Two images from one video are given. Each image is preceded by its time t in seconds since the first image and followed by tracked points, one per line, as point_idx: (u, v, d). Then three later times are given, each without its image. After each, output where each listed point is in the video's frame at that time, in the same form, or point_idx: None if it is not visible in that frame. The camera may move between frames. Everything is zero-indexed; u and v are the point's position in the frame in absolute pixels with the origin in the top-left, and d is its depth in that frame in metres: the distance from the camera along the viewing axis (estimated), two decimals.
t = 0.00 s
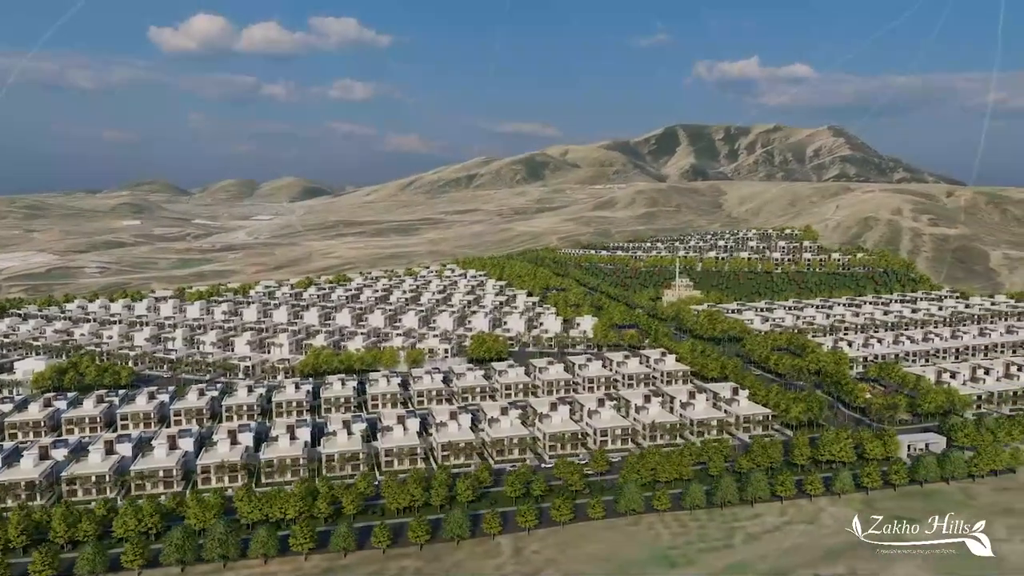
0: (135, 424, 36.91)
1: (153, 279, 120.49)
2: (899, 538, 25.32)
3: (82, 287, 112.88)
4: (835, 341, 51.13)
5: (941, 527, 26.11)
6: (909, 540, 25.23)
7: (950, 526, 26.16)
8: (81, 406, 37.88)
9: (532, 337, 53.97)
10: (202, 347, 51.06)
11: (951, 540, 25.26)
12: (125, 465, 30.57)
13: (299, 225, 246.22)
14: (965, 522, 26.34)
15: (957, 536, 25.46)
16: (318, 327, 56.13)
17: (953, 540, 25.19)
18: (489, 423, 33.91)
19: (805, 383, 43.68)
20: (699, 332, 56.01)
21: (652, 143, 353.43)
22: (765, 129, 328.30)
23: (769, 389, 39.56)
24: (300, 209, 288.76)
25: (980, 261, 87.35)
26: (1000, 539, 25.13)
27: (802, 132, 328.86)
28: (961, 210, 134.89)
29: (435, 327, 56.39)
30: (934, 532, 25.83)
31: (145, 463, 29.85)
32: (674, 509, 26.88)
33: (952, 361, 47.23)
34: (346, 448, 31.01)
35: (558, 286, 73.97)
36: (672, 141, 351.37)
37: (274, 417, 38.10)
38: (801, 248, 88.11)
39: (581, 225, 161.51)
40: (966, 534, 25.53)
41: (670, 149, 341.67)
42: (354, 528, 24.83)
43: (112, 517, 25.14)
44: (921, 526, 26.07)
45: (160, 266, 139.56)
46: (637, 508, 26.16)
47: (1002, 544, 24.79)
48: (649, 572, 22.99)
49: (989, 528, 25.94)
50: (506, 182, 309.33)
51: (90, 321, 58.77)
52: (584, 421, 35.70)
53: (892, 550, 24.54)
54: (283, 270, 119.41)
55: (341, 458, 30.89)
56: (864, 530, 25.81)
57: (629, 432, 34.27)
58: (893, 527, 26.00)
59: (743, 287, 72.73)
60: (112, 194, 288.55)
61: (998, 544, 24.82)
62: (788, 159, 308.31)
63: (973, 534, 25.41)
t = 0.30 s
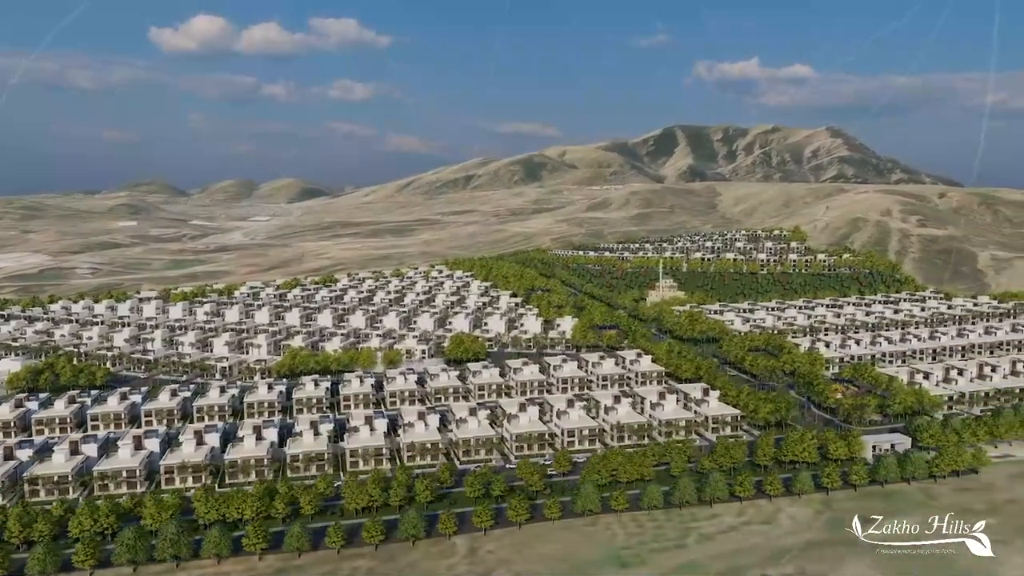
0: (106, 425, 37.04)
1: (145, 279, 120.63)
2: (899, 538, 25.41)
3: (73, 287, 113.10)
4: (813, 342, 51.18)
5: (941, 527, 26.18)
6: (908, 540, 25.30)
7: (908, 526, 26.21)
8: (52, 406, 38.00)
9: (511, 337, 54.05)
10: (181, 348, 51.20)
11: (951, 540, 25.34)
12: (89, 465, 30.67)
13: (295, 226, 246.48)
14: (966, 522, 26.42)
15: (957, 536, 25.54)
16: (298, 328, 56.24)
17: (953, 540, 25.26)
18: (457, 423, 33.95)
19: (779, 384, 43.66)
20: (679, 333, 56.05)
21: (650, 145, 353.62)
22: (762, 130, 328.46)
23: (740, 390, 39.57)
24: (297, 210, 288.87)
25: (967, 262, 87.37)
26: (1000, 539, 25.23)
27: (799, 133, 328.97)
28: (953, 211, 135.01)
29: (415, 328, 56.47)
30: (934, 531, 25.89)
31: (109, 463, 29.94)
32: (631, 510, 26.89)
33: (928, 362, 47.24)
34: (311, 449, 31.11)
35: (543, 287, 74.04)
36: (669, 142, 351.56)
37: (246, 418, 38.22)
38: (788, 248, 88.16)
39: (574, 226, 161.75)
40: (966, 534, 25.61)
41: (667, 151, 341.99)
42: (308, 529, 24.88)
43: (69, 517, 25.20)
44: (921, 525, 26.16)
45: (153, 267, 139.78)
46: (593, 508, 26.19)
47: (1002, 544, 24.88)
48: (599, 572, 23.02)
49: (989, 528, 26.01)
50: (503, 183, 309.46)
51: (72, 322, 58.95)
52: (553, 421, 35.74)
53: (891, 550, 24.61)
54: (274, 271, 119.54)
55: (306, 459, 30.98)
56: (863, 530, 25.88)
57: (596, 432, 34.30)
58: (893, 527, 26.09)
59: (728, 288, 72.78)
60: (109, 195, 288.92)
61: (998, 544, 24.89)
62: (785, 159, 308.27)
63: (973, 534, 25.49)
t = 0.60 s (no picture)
0: (77, 425, 37.13)
1: (136, 280, 120.67)
2: (900, 539, 25.57)
3: (64, 288, 113.14)
4: (791, 343, 51.22)
5: (941, 527, 26.35)
6: (908, 540, 25.49)
7: (865, 527, 26.27)
8: (24, 407, 38.10)
9: (491, 338, 54.09)
10: (160, 349, 51.26)
11: (951, 540, 25.53)
12: (54, 465, 30.76)
13: (292, 227, 246.65)
14: (966, 522, 26.59)
15: (957, 536, 25.72)
16: (279, 328, 56.29)
17: (953, 540, 25.45)
18: (425, 424, 33.98)
19: (753, 385, 43.64)
20: (659, 334, 56.08)
21: (647, 146, 353.77)
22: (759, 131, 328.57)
23: (711, 390, 39.60)
24: (293, 211, 288.89)
25: (955, 264, 87.45)
26: (1000, 539, 25.43)
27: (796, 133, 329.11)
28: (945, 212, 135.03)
29: (396, 328, 56.52)
30: (934, 532, 26.07)
31: (73, 463, 30.01)
32: (590, 510, 26.93)
33: (904, 363, 47.26)
34: (276, 449, 31.19)
35: (528, 287, 74.05)
36: (667, 143, 351.69)
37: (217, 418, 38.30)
38: (775, 249, 88.16)
39: (567, 226, 161.80)
40: (966, 534, 25.80)
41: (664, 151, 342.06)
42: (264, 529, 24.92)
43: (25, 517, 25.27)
44: (921, 526, 26.32)
45: (146, 268, 139.93)
46: (550, 508, 26.25)
47: (1001, 544, 25.09)
48: (551, 572, 23.07)
49: (988, 528, 26.21)
50: (500, 184, 309.56)
51: (53, 323, 59.06)
52: (522, 422, 35.79)
53: (892, 551, 24.77)
54: (265, 272, 119.61)
55: (271, 459, 31.06)
56: (863, 530, 26.04)
57: (564, 433, 34.33)
58: (893, 527, 26.24)
59: (713, 289, 72.81)
60: (107, 196, 289.27)
61: (998, 545, 25.11)
62: (783, 161, 308.40)
63: (973, 535, 25.68)
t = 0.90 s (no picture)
0: (48, 425, 37.22)
1: (128, 281, 120.79)
2: (900, 538, 25.65)
3: (54, 288, 113.16)
4: (768, 343, 51.25)
5: (941, 527, 26.44)
6: (906, 540, 25.59)
7: (821, 527, 26.40)
8: None
9: (470, 338, 54.12)
10: (139, 349, 51.32)
11: (951, 540, 25.62)
12: (19, 465, 30.84)
13: (288, 228, 246.72)
14: (965, 521, 26.66)
15: (957, 536, 25.83)
16: (260, 329, 56.36)
17: (953, 540, 25.55)
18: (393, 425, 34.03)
19: (728, 385, 43.64)
20: (639, 335, 56.10)
21: (644, 147, 353.81)
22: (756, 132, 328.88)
23: (683, 391, 39.57)
24: (290, 212, 288.99)
25: (942, 265, 87.63)
26: (1000, 539, 25.52)
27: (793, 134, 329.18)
28: (938, 213, 135.14)
29: (376, 329, 56.60)
30: (934, 532, 26.16)
31: (38, 463, 30.07)
32: (548, 510, 27.05)
33: (880, 363, 47.24)
34: (242, 450, 31.28)
35: (513, 287, 74.09)
36: (664, 144, 351.85)
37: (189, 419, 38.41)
38: (762, 250, 88.21)
39: (561, 227, 161.89)
40: (966, 534, 25.89)
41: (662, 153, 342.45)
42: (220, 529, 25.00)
43: None
44: (921, 525, 26.41)
45: (138, 269, 139.98)
46: (507, 509, 26.36)
47: (1001, 544, 25.18)
48: (503, 572, 23.23)
49: (988, 527, 26.30)
50: (497, 185, 309.62)
51: (35, 323, 59.10)
52: (491, 422, 35.85)
53: (891, 550, 24.88)
54: (256, 273, 119.65)
55: (237, 459, 31.15)
56: (863, 530, 26.13)
57: (532, 433, 34.36)
58: (894, 527, 26.31)
59: (698, 290, 72.88)
60: (104, 198, 289.45)
61: (998, 544, 25.22)
62: (780, 162, 308.34)
63: (973, 534, 25.79)
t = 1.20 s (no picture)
0: (19, 426, 37.37)
1: (120, 281, 121.05)
2: (900, 538, 25.66)
3: (46, 289, 113.40)
4: (746, 344, 51.26)
5: (941, 527, 26.43)
6: (907, 540, 25.56)
7: (778, 526, 26.40)
8: None
9: (450, 339, 54.14)
10: (118, 350, 51.44)
11: (951, 540, 25.66)
12: None
13: (285, 228, 246.76)
14: (965, 521, 26.67)
15: (957, 536, 25.86)
16: (241, 330, 56.45)
17: (954, 540, 25.58)
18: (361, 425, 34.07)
19: (702, 386, 43.69)
20: (619, 335, 56.14)
21: (642, 147, 353.72)
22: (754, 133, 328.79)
23: (655, 392, 39.60)
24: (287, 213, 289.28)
25: (930, 266, 87.59)
26: (1001, 540, 25.56)
27: (791, 136, 328.65)
28: (931, 215, 134.96)
29: (356, 329, 56.64)
30: (934, 531, 26.17)
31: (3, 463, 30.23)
32: (507, 510, 27.09)
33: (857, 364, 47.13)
34: (208, 450, 31.37)
35: (498, 288, 74.10)
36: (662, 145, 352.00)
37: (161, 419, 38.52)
38: (750, 251, 88.20)
39: (554, 228, 161.97)
40: (966, 534, 25.94)
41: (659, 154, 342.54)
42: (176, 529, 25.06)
43: None
44: (921, 525, 26.40)
45: (132, 269, 140.10)
46: (465, 509, 26.39)
47: (1002, 545, 25.24)
48: (454, 572, 23.24)
49: (988, 527, 26.35)
50: (494, 185, 309.69)
51: (18, 324, 59.25)
52: (461, 423, 35.89)
53: (892, 551, 24.79)
54: (247, 273, 119.76)
55: (203, 459, 31.24)
56: (863, 530, 25.99)
57: (500, 433, 34.38)
58: (894, 527, 26.27)
59: (683, 290, 72.88)
60: (102, 198, 289.95)
61: (998, 544, 25.26)
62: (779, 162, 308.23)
63: (973, 535, 25.84)
